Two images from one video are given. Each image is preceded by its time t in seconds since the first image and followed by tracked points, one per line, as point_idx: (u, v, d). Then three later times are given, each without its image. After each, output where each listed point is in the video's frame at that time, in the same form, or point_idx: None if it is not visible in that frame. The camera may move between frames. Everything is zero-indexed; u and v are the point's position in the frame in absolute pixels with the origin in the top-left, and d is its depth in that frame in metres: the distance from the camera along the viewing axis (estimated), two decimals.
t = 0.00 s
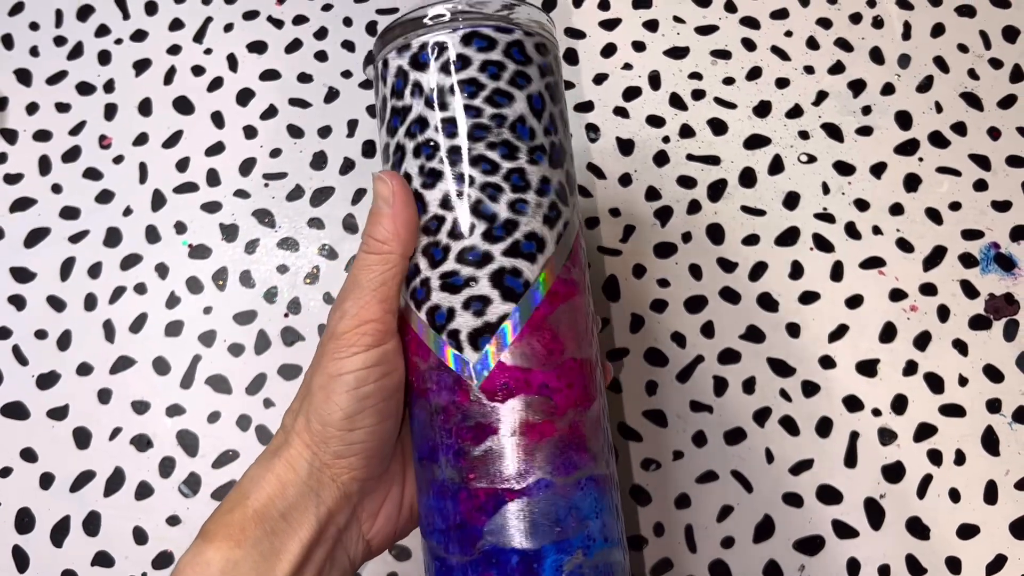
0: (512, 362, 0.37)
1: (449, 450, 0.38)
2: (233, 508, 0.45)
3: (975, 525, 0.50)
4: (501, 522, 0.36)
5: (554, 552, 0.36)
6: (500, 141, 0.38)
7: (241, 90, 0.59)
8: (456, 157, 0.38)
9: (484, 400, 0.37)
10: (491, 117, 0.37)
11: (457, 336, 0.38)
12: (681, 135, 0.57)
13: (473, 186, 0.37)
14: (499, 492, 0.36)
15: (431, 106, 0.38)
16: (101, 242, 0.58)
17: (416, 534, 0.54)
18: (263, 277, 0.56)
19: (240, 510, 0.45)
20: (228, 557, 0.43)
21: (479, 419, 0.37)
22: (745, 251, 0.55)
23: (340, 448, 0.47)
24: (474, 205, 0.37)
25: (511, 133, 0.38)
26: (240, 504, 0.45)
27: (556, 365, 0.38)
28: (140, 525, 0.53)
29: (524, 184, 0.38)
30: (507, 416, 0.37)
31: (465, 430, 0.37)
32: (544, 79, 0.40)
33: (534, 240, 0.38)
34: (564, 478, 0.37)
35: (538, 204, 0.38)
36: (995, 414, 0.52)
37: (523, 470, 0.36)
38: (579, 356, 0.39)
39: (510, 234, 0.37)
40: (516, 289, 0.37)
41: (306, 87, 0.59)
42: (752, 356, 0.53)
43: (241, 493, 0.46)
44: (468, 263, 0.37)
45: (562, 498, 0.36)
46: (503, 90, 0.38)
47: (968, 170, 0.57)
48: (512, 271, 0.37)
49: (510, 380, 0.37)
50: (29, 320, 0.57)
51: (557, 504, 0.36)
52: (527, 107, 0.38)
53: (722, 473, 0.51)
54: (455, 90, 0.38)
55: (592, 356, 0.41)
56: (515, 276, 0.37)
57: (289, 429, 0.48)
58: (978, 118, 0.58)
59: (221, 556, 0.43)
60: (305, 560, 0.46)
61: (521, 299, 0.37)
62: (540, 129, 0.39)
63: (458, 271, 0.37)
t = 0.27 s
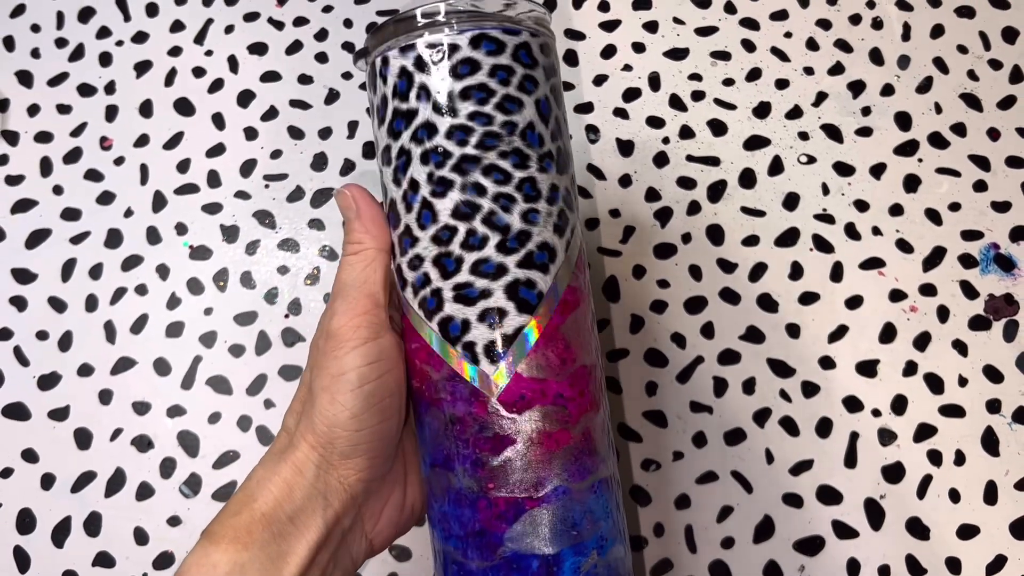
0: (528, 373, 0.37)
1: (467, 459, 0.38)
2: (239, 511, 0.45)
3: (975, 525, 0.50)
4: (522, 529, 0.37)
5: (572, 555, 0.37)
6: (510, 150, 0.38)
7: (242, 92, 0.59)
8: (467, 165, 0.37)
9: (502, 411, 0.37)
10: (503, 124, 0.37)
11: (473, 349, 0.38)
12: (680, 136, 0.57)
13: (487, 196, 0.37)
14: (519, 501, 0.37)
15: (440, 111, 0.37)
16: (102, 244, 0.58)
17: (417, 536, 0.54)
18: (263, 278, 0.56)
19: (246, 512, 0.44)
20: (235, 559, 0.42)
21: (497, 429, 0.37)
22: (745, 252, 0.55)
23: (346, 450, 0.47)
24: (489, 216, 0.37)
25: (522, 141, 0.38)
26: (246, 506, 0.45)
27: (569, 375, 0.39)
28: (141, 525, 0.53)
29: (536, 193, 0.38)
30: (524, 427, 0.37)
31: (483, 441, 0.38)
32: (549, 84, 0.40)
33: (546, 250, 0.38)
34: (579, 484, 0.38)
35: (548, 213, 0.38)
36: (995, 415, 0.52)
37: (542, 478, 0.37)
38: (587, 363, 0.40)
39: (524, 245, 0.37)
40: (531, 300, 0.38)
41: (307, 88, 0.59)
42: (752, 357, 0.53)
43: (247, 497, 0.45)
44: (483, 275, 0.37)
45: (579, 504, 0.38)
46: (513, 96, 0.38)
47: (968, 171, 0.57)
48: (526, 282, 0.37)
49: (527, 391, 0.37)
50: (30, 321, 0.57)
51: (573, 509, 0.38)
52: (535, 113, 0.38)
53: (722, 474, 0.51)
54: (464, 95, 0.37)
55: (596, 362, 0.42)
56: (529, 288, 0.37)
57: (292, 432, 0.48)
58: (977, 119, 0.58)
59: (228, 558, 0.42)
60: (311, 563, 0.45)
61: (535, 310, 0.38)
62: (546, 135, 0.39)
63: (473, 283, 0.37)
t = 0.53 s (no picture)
0: (531, 378, 0.38)
1: (471, 463, 0.39)
2: (235, 514, 0.45)
3: (975, 527, 0.50)
4: (526, 529, 0.38)
5: (575, 552, 0.39)
6: (511, 154, 0.37)
7: (242, 94, 0.59)
8: (468, 170, 0.37)
9: (507, 417, 0.38)
10: (503, 128, 0.37)
11: (476, 356, 0.38)
12: (680, 138, 0.57)
13: (489, 202, 0.37)
14: (523, 503, 0.38)
15: (440, 114, 0.36)
16: (102, 246, 0.58)
17: (415, 536, 0.54)
18: (263, 279, 0.56)
19: (244, 516, 0.45)
20: (232, 563, 0.42)
21: (501, 434, 0.38)
22: (744, 253, 0.55)
23: (342, 454, 0.47)
24: (491, 223, 0.37)
25: (522, 144, 0.38)
26: (243, 510, 0.45)
27: (568, 378, 0.39)
28: (141, 527, 0.53)
29: (536, 198, 0.38)
30: (528, 431, 0.38)
31: (487, 446, 0.38)
32: (546, 84, 0.40)
33: (547, 255, 0.38)
34: (579, 484, 0.40)
35: (548, 217, 0.38)
36: (995, 416, 0.52)
37: (545, 480, 0.38)
38: (585, 365, 0.41)
39: (526, 251, 0.37)
40: (533, 306, 0.38)
41: (306, 90, 0.59)
42: (751, 358, 0.53)
43: (243, 500, 0.45)
44: (486, 282, 0.37)
45: (580, 503, 0.39)
46: (512, 99, 0.37)
47: (967, 172, 0.57)
48: (529, 289, 0.38)
49: (530, 397, 0.38)
50: (30, 323, 0.57)
51: (574, 508, 0.39)
52: (533, 115, 0.38)
53: (721, 475, 0.51)
54: (464, 98, 0.36)
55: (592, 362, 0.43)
56: (532, 294, 0.38)
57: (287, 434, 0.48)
58: (977, 120, 0.58)
59: (226, 562, 0.42)
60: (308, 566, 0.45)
61: (536, 316, 0.38)
62: (544, 137, 0.39)
63: (476, 290, 0.37)
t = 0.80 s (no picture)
0: (550, 377, 0.39)
1: (487, 462, 0.39)
2: (236, 515, 0.44)
3: (976, 528, 0.50)
4: (541, 524, 0.40)
5: (586, 542, 0.41)
6: (532, 155, 0.38)
7: (243, 96, 0.60)
8: (491, 172, 0.36)
9: (523, 416, 0.39)
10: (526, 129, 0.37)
11: (496, 358, 0.38)
12: (680, 140, 0.57)
13: (511, 205, 0.37)
14: (539, 499, 0.40)
15: (463, 113, 0.36)
16: (104, 248, 0.58)
17: (416, 538, 0.53)
18: (264, 281, 0.56)
19: (245, 516, 0.44)
20: (231, 563, 0.42)
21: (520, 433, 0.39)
22: (745, 254, 0.55)
23: (343, 455, 0.47)
24: (513, 226, 0.37)
25: (542, 145, 0.38)
26: (244, 510, 0.45)
27: (581, 378, 0.41)
28: (142, 528, 0.54)
29: (554, 199, 0.39)
30: (544, 429, 0.39)
31: (505, 445, 0.39)
32: (560, 80, 0.40)
33: (564, 257, 0.39)
34: (589, 478, 0.42)
35: (565, 218, 0.39)
36: (996, 417, 0.52)
37: (560, 476, 0.40)
38: (590, 364, 0.43)
39: (545, 253, 0.38)
40: (551, 307, 0.39)
41: (307, 92, 0.59)
42: (752, 359, 0.53)
43: (243, 499, 0.45)
44: (508, 285, 0.37)
45: (591, 497, 0.42)
46: (534, 98, 0.37)
47: (967, 174, 0.57)
48: (547, 291, 0.38)
49: (549, 396, 0.39)
50: (32, 325, 0.57)
51: (582, 500, 0.41)
52: (552, 114, 0.38)
53: (722, 476, 0.51)
54: (488, 97, 0.36)
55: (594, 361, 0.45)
56: (550, 296, 0.39)
57: (286, 435, 0.48)
58: (977, 122, 0.58)
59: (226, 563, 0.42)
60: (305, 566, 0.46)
61: (554, 317, 0.39)
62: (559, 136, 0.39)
63: (497, 293, 0.37)
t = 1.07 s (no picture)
0: (561, 371, 0.40)
1: (501, 457, 0.40)
2: (248, 515, 0.45)
3: (975, 528, 0.50)
4: (550, 515, 0.41)
5: (594, 527, 0.43)
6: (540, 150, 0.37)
7: (243, 97, 0.60)
8: (502, 170, 0.36)
9: (536, 411, 0.39)
10: (535, 124, 0.36)
11: (508, 355, 0.38)
12: (680, 141, 0.57)
13: (521, 202, 0.37)
14: (552, 489, 0.41)
15: (473, 110, 0.35)
16: (104, 249, 0.58)
17: (417, 539, 0.53)
18: (264, 282, 0.57)
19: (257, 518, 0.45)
20: (243, 565, 0.43)
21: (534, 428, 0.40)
22: (744, 255, 0.55)
23: (356, 458, 0.48)
24: (524, 223, 0.37)
25: (551, 139, 0.37)
26: (255, 511, 0.45)
27: (588, 369, 0.42)
28: (142, 529, 0.54)
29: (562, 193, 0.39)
30: (555, 424, 0.40)
31: (518, 440, 0.40)
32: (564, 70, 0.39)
33: (571, 251, 0.39)
34: (597, 465, 0.43)
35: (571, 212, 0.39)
36: (995, 418, 0.52)
37: (572, 466, 0.41)
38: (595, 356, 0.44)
39: (555, 249, 0.38)
40: (561, 302, 0.39)
41: (308, 94, 0.59)
42: (752, 360, 0.53)
43: (257, 500, 0.46)
44: (519, 282, 0.38)
45: (598, 483, 0.43)
46: (542, 92, 0.37)
47: (966, 175, 0.57)
48: (557, 285, 0.39)
49: (560, 389, 0.40)
50: (32, 326, 0.57)
51: (587, 492, 0.43)
52: (558, 107, 0.38)
53: (721, 477, 0.51)
54: (498, 93, 0.35)
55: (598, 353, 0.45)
56: (559, 291, 0.39)
57: (297, 437, 0.48)
58: (976, 123, 0.58)
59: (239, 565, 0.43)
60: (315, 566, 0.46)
61: (563, 311, 0.39)
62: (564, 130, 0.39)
63: (508, 291, 0.38)
